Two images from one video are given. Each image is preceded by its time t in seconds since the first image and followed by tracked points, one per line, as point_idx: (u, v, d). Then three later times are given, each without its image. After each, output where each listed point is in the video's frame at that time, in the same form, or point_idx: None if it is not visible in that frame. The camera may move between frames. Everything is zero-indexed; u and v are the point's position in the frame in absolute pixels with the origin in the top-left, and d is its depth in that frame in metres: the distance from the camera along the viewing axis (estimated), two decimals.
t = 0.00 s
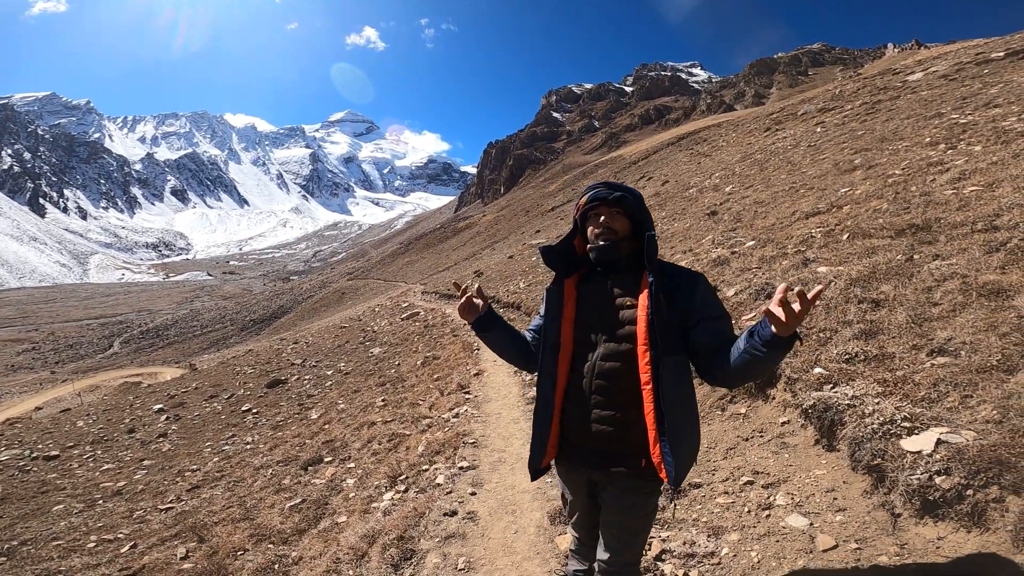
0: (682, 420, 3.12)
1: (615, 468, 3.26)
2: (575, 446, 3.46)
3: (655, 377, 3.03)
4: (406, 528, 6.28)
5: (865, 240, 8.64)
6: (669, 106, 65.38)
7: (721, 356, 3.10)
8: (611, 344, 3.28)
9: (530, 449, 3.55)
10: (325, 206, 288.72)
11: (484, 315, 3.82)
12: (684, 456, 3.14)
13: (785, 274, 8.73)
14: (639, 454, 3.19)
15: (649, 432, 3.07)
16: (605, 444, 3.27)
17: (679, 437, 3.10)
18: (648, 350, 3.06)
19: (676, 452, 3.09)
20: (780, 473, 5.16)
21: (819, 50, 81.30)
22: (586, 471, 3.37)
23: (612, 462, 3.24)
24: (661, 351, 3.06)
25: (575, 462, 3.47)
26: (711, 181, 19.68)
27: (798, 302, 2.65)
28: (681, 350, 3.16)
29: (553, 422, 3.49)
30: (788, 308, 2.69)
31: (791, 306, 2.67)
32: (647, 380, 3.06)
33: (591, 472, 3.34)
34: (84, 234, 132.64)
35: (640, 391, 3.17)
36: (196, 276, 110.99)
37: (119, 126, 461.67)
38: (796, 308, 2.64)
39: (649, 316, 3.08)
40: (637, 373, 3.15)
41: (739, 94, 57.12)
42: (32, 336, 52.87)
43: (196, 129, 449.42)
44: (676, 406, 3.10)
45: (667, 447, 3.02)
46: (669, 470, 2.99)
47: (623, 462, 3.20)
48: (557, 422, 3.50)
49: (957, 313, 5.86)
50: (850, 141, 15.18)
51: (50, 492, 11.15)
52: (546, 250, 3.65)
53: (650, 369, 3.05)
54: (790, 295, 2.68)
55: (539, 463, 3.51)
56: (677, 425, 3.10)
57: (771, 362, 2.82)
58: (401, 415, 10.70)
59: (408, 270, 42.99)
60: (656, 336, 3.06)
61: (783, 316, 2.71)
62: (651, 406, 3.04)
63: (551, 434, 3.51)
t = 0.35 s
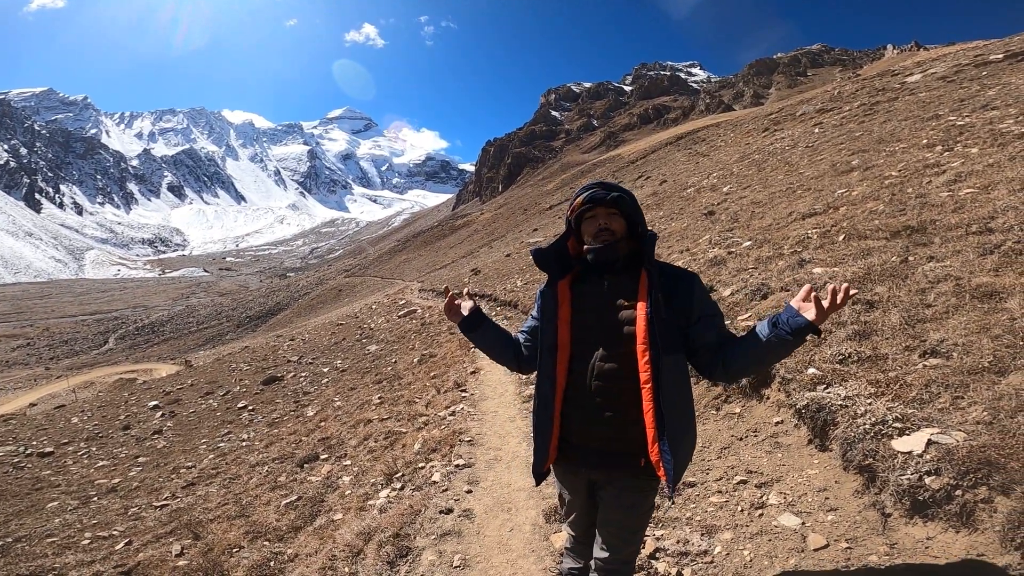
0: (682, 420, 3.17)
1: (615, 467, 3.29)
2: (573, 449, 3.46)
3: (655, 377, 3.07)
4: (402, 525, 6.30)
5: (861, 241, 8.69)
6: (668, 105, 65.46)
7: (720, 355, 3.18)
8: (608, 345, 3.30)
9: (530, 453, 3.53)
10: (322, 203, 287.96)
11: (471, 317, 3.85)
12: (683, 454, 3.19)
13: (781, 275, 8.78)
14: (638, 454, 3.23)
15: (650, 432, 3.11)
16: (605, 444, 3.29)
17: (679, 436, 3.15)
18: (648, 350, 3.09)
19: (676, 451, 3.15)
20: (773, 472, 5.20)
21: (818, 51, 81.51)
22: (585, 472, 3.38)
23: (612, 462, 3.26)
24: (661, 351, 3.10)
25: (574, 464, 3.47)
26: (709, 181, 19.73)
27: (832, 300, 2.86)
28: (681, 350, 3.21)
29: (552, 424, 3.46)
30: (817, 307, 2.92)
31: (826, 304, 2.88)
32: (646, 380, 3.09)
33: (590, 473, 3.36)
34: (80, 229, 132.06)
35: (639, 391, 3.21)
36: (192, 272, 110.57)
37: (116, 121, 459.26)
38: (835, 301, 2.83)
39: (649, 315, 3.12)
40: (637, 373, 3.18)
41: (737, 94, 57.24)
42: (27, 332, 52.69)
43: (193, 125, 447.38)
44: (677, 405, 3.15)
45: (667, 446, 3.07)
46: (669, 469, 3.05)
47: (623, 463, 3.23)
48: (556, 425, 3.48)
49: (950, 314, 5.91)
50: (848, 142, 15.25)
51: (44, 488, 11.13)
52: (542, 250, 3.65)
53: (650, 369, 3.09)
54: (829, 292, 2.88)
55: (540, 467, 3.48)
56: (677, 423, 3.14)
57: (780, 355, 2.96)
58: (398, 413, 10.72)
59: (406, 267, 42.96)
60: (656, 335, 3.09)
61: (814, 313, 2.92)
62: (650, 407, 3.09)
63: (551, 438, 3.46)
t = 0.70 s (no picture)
0: (675, 421, 3.16)
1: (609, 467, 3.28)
2: (567, 449, 3.45)
3: (647, 377, 3.08)
4: (398, 524, 6.29)
5: (859, 243, 8.69)
6: (667, 106, 65.51)
7: (716, 355, 3.17)
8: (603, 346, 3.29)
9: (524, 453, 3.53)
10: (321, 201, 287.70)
11: (465, 321, 3.81)
12: (678, 454, 3.18)
13: (778, 275, 8.79)
14: (631, 453, 3.23)
15: (644, 433, 3.11)
16: (598, 445, 3.28)
17: (673, 437, 3.14)
18: (640, 351, 3.09)
19: (670, 451, 3.13)
20: (769, 473, 5.20)
21: (819, 53, 81.60)
22: (579, 473, 3.37)
23: (606, 463, 3.25)
24: (654, 352, 3.09)
25: (567, 465, 3.46)
26: (708, 182, 19.73)
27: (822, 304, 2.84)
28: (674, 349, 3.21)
29: (546, 426, 3.45)
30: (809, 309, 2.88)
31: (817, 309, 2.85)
32: (639, 380, 3.09)
33: (584, 475, 3.35)
34: (78, 226, 131.69)
35: (634, 392, 3.20)
36: (190, 271, 110.31)
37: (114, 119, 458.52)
38: (823, 306, 2.78)
39: (641, 315, 3.12)
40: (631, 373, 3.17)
41: (737, 95, 57.29)
42: (24, 329, 52.60)
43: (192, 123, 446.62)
44: (670, 405, 3.14)
45: (660, 447, 3.06)
46: (663, 469, 3.04)
47: (616, 463, 3.23)
48: (550, 425, 3.47)
49: (947, 315, 5.91)
50: (847, 143, 15.27)
51: (39, 486, 11.08)
52: (533, 252, 3.64)
53: (643, 369, 3.09)
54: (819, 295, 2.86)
55: (534, 467, 3.48)
56: (671, 424, 3.14)
57: (772, 359, 2.95)
58: (395, 411, 10.71)
59: (404, 266, 42.95)
60: (648, 336, 3.09)
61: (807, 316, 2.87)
62: (643, 408, 3.08)
63: (543, 438, 3.46)
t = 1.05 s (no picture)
0: (669, 425, 3.15)
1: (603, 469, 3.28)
2: (562, 448, 3.49)
3: (641, 382, 3.07)
4: (398, 523, 6.30)
5: (861, 244, 8.68)
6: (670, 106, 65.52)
7: (714, 363, 3.12)
8: (599, 346, 3.31)
9: (519, 447, 3.61)
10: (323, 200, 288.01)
11: (470, 316, 3.88)
12: (671, 459, 3.17)
13: (780, 277, 8.78)
14: (625, 455, 3.22)
15: (636, 436, 3.11)
16: (592, 445, 3.30)
17: (666, 442, 3.13)
18: (635, 355, 3.09)
19: (662, 456, 3.12)
20: (770, 474, 5.20)
21: (822, 54, 81.50)
22: (573, 472, 3.40)
23: (599, 463, 3.26)
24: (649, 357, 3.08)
25: (563, 463, 3.50)
26: (710, 183, 19.72)
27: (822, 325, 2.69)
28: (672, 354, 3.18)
29: (541, 423, 3.52)
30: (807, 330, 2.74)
31: (815, 329, 2.71)
32: (633, 385, 3.09)
33: (578, 474, 3.38)
34: (81, 225, 132.09)
35: (628, 395, 3.20)
36: (192, 269, 110.49)
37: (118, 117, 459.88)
38: (820, 329, 2.64)
39: (639, 319, 3.11)
40: (626, 377, 3.17)
41: (740, 96, 57.26)
42: (26, 327, 52.73)
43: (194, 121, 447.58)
44: (665, 410, 3.13)
45: (651, 451, 3.05)
46: (654, 474, 3.03)
47: (609, 465, 3.23)
48: (546, 421, 3.53)
49: (948, 318, 5.91)
50: (850, 145, 15.25)
51: (40, 485, 11.11)
52: (537, 250, 3.67)
53: (638, 373, 3.09)
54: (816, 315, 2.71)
55: (528, 462, 3.54)
56: (664, 428, 3.12)
57: (768, 374, 2.86)
58: (396, 411, 10.72)
59: (405, 266, 42.98)
60: (645, 340, 3.08)
61: (805, 336, 2.74)
62: (637, 411, 3.08)
63: (538, 434, 3.53)
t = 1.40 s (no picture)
0: (668, 431, 3.12)
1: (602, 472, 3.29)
2: (564, 447, 3.52)
3: (639, 388, 3.05)
4: (400, 524, 6.31)
5: (866, 247, 8.67)
6: (674, 108, 65.51)
7: (716, 370, 3.04)
8: (601, 348, 3.32)
9: (521, 445, 3.66)
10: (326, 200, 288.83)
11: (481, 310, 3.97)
12: (670, 465, 3.14)
13: (784, 279, 8.77)
14: (625, 460, 3.21)
15: (633, 440, 3.09)
16: (592, 448, 3.31)
17: (664, 448, 3.10)
18: (635, 359, 3.08)
19: (660, 462, 3.10)
20: (773, 476, 5.19)
21: (827, 55, 81.36)
22: (573, 472, 3.42)
23: (598, 465, 3.26)
24: (649, 362, 3.05)
25: (565, 463, 3.53)
26: (713, 184, 19.69)
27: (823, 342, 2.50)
28: (674, 360, 3.13)
29: (543, 423, 3.56)
30: (807, 348, 2.56)
31: (816, 346, 2.52)
32: (632, 390, 3.08)
33: (578, 475, 3.39)
34: (85, 224, 132.80)
35: (628, 400, 3.19)
36: (195, 269, 110.92)
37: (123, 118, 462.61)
38: (820, 346, 2.47)
39: (640, 322, 3.10)
40: (626, 380, 3.17)
41: (744, 97, 57.18)
42: (31, 326, 53.03)
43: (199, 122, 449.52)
44: (663, 416, 3.11)
45: (648, 457, 3.02)
46: (649, 481, 3.01)
47: (608, 467, 3.22)
48: (547, 420, 3.57)
49: (954, 320, 5.89)
50: (854, 146, 15.23)
51: (43, 483, 11.17)
52: (547, 248, 3.72)
53: (635, 377, 3.08)
54: (818, 331, 2.53)
55: (528, 460, 3.59)
56: (663, 434, 3.10)
57: (766, 390, 2.72)
58: (399, 411, 10.74)
59: (408, 266, 43.07)
60: (645, 344, 3.07)
61: (804, 354, 2.56)
62: (634, 416, 3.07)
63: (540, 433, 3.58)
